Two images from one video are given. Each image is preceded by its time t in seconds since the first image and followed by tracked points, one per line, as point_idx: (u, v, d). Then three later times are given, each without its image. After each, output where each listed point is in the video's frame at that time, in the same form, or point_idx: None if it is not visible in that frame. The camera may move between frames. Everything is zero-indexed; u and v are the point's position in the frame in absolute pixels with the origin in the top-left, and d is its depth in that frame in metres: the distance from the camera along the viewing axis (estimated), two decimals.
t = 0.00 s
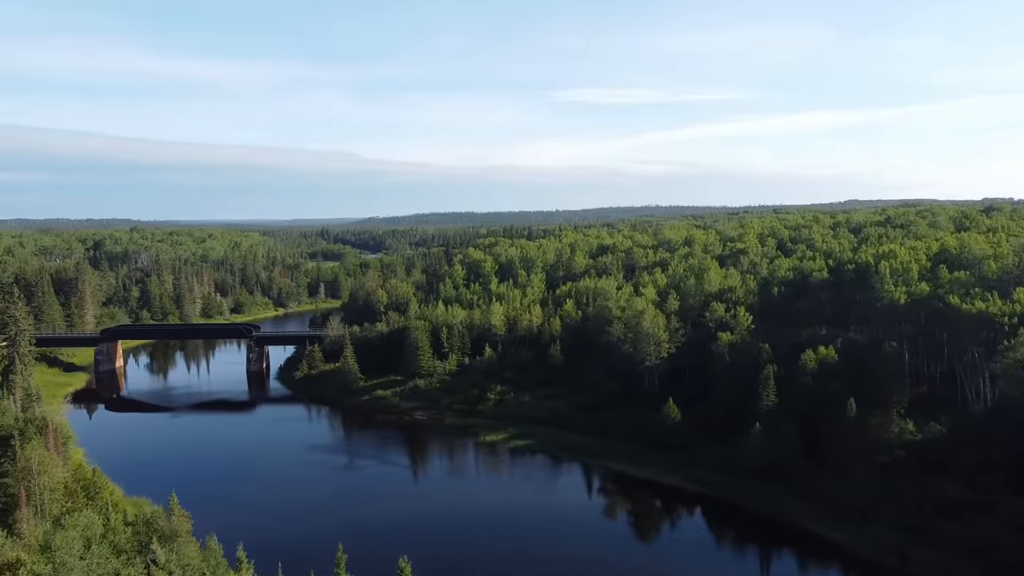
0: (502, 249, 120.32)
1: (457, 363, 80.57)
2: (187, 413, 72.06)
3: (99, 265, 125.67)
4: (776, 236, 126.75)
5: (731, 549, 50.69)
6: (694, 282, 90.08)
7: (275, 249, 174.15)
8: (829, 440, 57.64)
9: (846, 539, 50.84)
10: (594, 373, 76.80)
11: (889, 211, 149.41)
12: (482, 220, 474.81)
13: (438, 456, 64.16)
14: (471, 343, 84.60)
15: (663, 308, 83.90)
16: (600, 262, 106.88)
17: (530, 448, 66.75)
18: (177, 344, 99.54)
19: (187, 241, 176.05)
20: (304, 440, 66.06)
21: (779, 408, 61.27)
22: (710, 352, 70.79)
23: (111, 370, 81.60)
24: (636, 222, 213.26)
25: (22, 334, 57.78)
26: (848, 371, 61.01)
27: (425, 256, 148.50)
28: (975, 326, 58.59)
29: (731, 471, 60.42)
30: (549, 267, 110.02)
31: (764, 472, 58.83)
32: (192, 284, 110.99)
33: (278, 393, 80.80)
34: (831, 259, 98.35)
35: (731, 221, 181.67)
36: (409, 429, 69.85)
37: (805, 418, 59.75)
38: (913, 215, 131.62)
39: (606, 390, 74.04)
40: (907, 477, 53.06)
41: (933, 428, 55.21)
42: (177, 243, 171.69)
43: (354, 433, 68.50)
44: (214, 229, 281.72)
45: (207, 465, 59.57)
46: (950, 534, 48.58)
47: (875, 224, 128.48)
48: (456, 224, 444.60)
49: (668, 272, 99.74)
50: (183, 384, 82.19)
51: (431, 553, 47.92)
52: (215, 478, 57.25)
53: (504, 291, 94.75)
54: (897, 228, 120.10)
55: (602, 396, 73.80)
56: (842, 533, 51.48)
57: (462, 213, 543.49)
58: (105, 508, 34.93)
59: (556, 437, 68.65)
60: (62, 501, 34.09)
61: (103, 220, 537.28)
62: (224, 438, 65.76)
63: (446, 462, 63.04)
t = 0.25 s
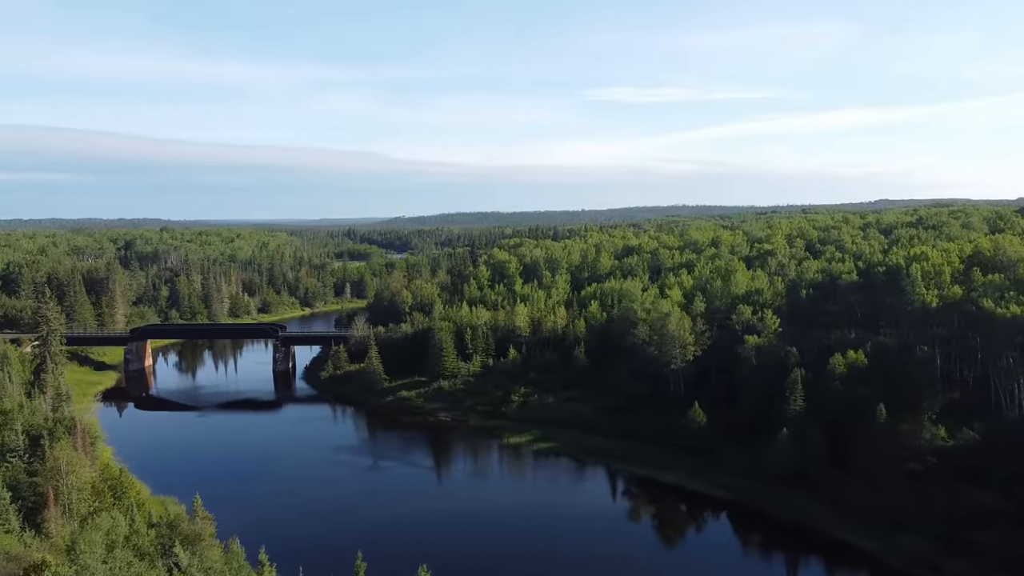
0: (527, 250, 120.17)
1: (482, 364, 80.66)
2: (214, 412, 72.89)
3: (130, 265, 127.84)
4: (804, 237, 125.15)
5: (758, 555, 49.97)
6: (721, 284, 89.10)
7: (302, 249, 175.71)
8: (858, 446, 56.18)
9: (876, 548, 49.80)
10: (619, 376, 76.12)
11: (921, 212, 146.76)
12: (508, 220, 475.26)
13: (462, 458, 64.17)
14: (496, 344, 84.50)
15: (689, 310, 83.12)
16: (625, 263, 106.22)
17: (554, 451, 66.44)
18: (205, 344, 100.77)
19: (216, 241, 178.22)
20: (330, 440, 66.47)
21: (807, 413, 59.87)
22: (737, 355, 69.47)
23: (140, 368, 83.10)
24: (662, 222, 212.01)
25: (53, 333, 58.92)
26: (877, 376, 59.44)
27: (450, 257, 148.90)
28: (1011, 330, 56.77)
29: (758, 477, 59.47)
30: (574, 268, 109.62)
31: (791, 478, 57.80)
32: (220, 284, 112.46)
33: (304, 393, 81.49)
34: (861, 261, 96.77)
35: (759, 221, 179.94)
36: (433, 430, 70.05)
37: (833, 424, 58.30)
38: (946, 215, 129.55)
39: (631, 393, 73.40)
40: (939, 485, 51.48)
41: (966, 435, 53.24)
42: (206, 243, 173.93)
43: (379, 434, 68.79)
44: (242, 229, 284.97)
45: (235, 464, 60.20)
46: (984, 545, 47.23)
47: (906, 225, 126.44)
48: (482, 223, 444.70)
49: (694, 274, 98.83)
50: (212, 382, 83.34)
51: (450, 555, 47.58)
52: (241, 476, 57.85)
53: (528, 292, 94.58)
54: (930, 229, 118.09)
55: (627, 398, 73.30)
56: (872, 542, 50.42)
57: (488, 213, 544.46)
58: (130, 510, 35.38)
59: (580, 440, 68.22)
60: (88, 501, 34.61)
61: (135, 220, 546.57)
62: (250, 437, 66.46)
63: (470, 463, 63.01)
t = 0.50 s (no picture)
0: (556, 251, 119.73)
1: (510, 366, 80.46)
2: (246, 412, 73.70)
3: (164, 265, 130.02)
4: (838, 238, 123.02)
5: (789, 562, 49.04)
6: (752, 286, 87.79)
7: (333, 249, 177.47)
8: (892, 454, 54.78)
9: (910, 559, 48.45)
10: (648, 379, 75.40)
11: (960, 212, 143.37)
12: (537, 220, 474.76)
13: (490, 460, 64.06)
14: (524, 346, 84.15)
15: (719, 313, 81.90)
16: (655, 264, 105.25)
17: (582, 454, 66.00)
18: (237, 343, 102.08)
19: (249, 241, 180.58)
20: (358, 441, 66.74)
21: (840, 419, 58.62)
22: (768, 360, 68.32)
23: (173, 368, 84.44)
24: (693, 223, 209.96)
25: (88, 333, 60.04)
26: (912, 382, 57.80)
27: (479, 257, 149.01)
28: None
29: (790, 483, 58.19)
30: (603, 269, 108.92)
31: (824, 486, 56.42)
32: (252, 283, 113.81)
33: (333, 393, 82.06)
34: (897, 263, 94.70)
35: (792, 222, 177.38)
36: (461, 432, 69.99)
37: (867, 430, 57.08)
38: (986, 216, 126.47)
39: (660, 396, 72.71)
40: (977, 494, 49.84)
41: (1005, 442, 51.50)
42: (239, 243, 176.36)
43: (406, 435, 68.92)
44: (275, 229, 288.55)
45: (264, 463, 60.76)
46: None
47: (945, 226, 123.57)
48: (512, 224, 445.20)
49: (725, 275, 97.55)
50: (243, 382, 84.34)
51: (471, 557, 47.32)
52: (270, 476, 58.39)
53: (557, 293, 94.17)
54: (969, 230, 115.34)
55: (656, 402, 72.57)
56: (906, 552, 49.08)
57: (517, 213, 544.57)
58: (160, 510, 36.03)
59: (608, 443, 67.65)
60: (118, 502, 35.13)
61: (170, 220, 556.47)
62: (279, 437, 67.07)
63: (497, 466, 62.85)
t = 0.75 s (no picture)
0: (580, 251, 119.34)
1: (533, 368, 80.29)
2: (271, 411, 74.42)
3: (192, 264, 131.76)
4: (867, 239, 121.16)
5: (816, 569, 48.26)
6: (779, 289, 86.64)
7: (358, 249, 178.72)
8: (923, 460, 53.61)
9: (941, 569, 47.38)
10: (673, 381, 74.78)
11: (994, 213, 140.53)
12: (562, 219, 474.02)
13: (513, 462, 63.97)
14: (547, 347, 83.91)
15: (745, 315, 80.95)
16: (680, 266, 104.42)
17: (605, 457, 65.63)
18: (263, 343, 103.15)
19: (275, 241, 182.51)
20: (382, 442, 67.06)
21: (868, 424, 57.41)
22: (795, 363, 67.40)
23: (200, 367, 85.55)
24: (718, 224, 208.21)
25: (117, 333, 61.05)
26: (943, 387, 56.23)
27: (503, 258, 149.08)
28: None
29: (816, 489, 57.04)
30: (627, 271, 108.29)
31: (851, 492, 55.28)
32: (278, 283, 114.93)
33: (357, 394, 82.54)
34: (927, 265, 92.98)
35: (820, 223, 175.11)
36: (484, 433, 70.02)
37: (896, 436, 56.11)
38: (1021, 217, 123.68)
39: (685, 399, 72.10)
40: (1010, 503, 48.63)
41: None
42: (265, 243, 178.31)
43: (430, 436, 69.10)
44: (301, 229, 291.28)
45: (289, 463, 61.30)
46: None
47: (978, 227, 121.09)
48: (536, 223, 445.08)
49: (751, 277, 96.49)
50: (269, 381, 85.17)
51: (489, 560, 47.13)
52: (295, 475, 58.93)
53: (580, 295, 93.79)
54: (1003, 231, 112.90)
55: (681, 405, 71.90)
56: (936, 562, 48.03)
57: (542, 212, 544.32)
58: (182, 511, 37.02)
59: (632, 447, 67.20)
60: (142, 503, 35.80)
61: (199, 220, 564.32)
62: (304, 437, 67.64)
63: (520, 468, 62.71)
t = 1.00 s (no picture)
0: (603, 253, 118.82)
1: (556, 370, 79.97)
2: (295, 411, 74.97)
3: (219, 265, 133.35)
4: (896, 240, 119.17)
5: None
6: (805, 291, 85.43)
7: (382, 249, 179.76)
8: (953, 467, 52.24)
9: None
10: (696, 385, 74.06)
11: None
12: (585, 219, 472.98)
13: (535, 464, 63.79)
14: (570, 349, 83.52)
15: (770, 318, 79.87)
16: (704, 267, 103.49)
17: (628, 461, 65.12)
18: (288, 343, 104.03)
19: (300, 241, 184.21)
20: (404, 443, 67.22)
21: (897, 430, 56.25)
22: (821, 367, 66.36)
23: (225, 367, 86.45)
24: (744, 224, 206.22)
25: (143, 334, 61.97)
26: (974, 393, 55.20)
27: (526, 258, 149.01)
28: None
29: (842, 495, 55.86)
30: (651, 272, 107.59)
31: (879, 498, 53.98)
32: (302, 284, 115.88)
33: (380, 395, 82.82)
34: (958, 267, 91.15)
35: (847, 223, 172.70)
36: (506, 435, 69.89)
37: (925, 442, 54.69)
38: None
39: (709, 403, 71.37)
40: None
41: None
42: (291, 243, 180.04)
43: (452, 438, 69.14)
44: (326, 230, 293.69)
45: (311, 463, 61.70)
46: None
47: (1012, 228, 118.50)
48: (560, 224, 444.56)
49: (776, 279, 95.33)
50: (293, 381, 85.78)
51: (508, 562, 46.96)
52: (318, 474, 59.39)
53: (603, 296, 93.31)
54: None
55: (705, 409, 71.16)
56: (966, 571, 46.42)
57: (565, 212, 543.56)
58: (206, 512, 37.08)
59: (655, 451, 66.59)
60: (166, 505, 36.07)
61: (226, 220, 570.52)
62: (328, 437, 68.09)
63: (543, 470, 62.53)
